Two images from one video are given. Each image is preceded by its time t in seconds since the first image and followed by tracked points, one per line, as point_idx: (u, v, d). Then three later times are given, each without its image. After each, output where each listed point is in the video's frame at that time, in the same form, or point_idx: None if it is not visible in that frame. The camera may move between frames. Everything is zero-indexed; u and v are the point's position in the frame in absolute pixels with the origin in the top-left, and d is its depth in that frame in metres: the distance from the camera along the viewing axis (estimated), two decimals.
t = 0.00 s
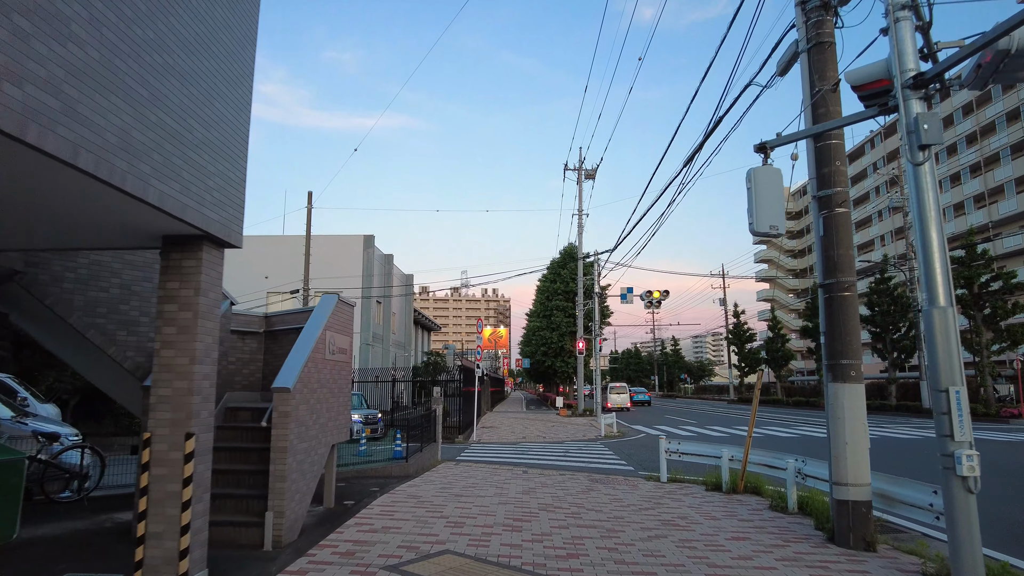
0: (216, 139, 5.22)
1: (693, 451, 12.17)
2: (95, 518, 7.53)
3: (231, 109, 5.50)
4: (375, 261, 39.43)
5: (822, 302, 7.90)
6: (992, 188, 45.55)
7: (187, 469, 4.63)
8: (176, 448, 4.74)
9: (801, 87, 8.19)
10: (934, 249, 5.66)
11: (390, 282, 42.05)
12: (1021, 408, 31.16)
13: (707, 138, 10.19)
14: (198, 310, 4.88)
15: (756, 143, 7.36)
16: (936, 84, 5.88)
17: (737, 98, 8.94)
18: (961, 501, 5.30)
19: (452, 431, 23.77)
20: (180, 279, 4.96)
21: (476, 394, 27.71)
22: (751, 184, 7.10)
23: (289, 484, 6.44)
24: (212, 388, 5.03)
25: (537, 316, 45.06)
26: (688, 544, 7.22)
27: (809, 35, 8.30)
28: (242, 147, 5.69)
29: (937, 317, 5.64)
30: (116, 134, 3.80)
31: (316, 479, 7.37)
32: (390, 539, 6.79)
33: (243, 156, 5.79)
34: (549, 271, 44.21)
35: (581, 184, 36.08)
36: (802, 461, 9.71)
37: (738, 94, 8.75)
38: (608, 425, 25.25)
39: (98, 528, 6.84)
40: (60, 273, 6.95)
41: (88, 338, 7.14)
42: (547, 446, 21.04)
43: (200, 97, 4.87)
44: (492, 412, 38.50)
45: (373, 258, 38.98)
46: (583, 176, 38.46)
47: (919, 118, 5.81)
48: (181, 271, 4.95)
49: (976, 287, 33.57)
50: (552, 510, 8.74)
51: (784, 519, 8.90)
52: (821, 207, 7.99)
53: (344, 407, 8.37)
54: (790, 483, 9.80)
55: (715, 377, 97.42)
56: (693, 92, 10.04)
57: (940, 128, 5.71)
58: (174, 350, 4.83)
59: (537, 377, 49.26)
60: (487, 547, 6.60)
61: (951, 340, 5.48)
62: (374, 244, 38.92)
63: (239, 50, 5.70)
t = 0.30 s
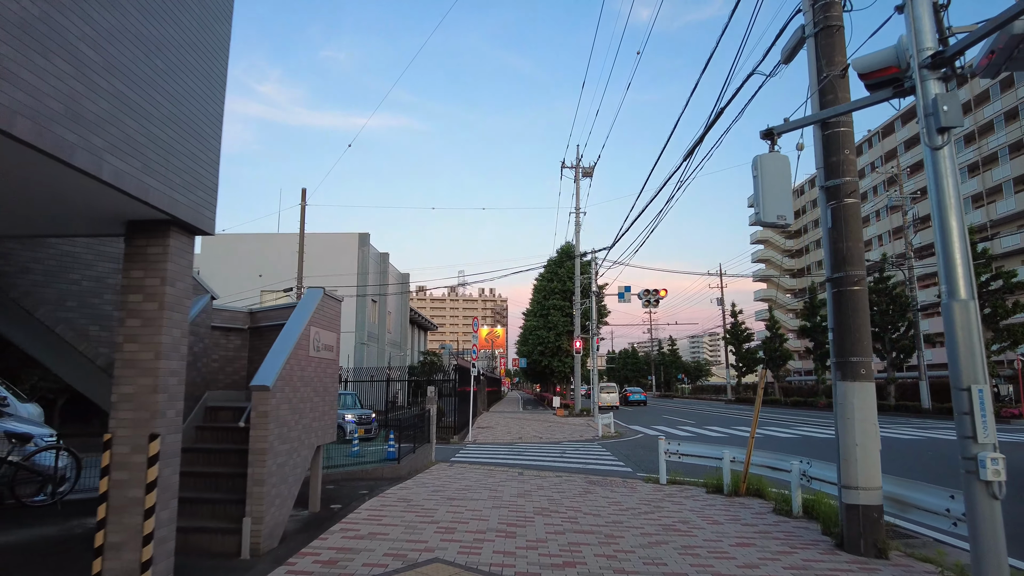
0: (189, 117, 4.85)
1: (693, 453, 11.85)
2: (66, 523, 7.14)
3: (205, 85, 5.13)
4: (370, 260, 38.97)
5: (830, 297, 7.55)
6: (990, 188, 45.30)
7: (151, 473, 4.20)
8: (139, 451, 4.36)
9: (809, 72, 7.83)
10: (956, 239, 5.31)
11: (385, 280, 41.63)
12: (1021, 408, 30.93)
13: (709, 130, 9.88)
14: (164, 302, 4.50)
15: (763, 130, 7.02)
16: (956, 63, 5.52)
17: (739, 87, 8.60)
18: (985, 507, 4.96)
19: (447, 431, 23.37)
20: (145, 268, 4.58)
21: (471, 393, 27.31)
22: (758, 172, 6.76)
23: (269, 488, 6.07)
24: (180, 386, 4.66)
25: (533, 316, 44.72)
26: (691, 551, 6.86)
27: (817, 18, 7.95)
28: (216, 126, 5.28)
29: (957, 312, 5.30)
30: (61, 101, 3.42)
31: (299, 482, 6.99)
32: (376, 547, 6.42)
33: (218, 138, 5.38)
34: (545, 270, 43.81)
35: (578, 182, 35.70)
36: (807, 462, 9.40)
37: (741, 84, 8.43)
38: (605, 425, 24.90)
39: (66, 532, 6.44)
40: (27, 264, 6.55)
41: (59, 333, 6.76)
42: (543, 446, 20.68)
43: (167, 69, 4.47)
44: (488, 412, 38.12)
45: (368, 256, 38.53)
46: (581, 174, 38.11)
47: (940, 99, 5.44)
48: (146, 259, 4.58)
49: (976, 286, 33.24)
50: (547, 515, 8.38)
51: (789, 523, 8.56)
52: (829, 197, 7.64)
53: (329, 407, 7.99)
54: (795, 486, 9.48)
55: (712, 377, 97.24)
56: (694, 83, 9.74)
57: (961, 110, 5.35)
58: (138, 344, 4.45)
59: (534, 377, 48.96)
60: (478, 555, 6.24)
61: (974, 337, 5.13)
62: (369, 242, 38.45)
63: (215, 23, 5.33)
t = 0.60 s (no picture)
0: (156, 98, 4.49)
1: (695, 457, 11.51)
2: (37, 535, 6.78)
3: (174, 65, 4.77)
4: (367, 260, 38.59)
5: (841, 296, 7.19)
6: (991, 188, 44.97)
7: (109, 487, 3.93)
8: (96, 462, 3.99)
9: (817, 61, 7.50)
10: (981, 233, 4.96)
11: (383, 280, 41.26)
12: None
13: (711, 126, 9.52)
14: (125, 300, 4.14)
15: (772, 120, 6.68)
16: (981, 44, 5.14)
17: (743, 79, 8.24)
18: (1015, 521, 4.60)
19: (444, 434, 22.99)
20: (104, 263, 4.21)
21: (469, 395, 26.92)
22: (767, 164, 6.41)
23: (247, 499, 5.71)
24: (144, 392, 4.29)
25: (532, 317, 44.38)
26: (695, 563, 6.51)
27: (827, 4, 7.61)
28: (188, 113, 4.92)
29: (984, 311, 4.94)
30: None
31: (282, 491, 6.63)
32: (362, 560, 6.06)
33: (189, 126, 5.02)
34: (544, 270, 43.45)
35: (578, 182, 35.38)
36: (815, 467, 9.07)
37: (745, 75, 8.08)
38: (605, 427, 24.57)
39: (33, 543, 6.08)
40: None
41: (24, 333, 6.52)
42: (541, 449, 20.34)
43: (127, 46, 4.11)
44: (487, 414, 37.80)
45: (365, 256, 38.14)
46: (580, 173, 37.83)
47: (965, 82, 5.04)
48: (106, 254, 4.21)
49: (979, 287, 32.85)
50: (545, 525, 8.01)
51: (799, 532, 8.19)
52: (842, 191, 7.26)
53: (316, 411, 7.62)
54: (802, 492, 9.16)
55: (711, 378, 97.05)
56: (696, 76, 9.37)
57: (987, 94, 4.96)
58: (96, 345, 4.08)
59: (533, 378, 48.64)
60: (471, 571, 5.87)
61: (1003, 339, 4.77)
62: (366, 241, 38.03)
63: None
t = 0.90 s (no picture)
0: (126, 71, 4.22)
1: (699, 459, 11.19)
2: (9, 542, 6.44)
3: (147, 37, 4.50)
4: (365, 259, 38.21)
5: (856, 289, 6.85)
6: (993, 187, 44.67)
7: (68, 493, 3.58)
8: (53, 467, 3.64)
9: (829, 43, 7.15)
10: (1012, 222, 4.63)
11: (382, 279, 40.94)
12: None
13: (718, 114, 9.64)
14: (87, 288, 3.81)
15: (784, 103, 6.33)
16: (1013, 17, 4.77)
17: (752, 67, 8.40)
18: None
19: (443, 434, 22.66)
20: (68, 248, 3.90)
21: (468, 395, 26.56)
22: (779, 150, 6.07)
23: (228, 504, 5.36)
24: (111, 389, 3.97)
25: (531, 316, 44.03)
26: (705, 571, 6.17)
27: None
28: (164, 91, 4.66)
29: (1017, 303, 4.60)
30: None
31: (268, 494, 6.29)
32: (353, 569, 5.72)
33: (167, 106, 4.77)
34: (544, 269, 43.13)
35: (577, 180, 35.09)
36: (826, 470, 8.75)
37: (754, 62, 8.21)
38: (606, 428, 24.26)
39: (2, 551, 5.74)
40: None
41: None
42: (541, 449, 20.02)
43: (92, 14, 3.86)
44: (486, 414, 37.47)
45: (363, 255, 37.76)
46: (580, 171, 37.53)
47: (996, 59, 4.70)
48: (67, 238, 3.90)
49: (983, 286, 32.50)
50: (546, 530, 7.67)
51: (809, 537, 7.86)
52: (856, 179, 6.91)
53: (305, 411, 7.28)
54: (812, 495, 8.82)
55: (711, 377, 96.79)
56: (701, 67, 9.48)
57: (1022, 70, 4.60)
58: (55, 338, 3.75)
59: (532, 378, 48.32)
60: None
61: None
62: (364, 241, 37.63)
63: None
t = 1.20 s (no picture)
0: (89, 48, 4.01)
1: (704, 463, 10.87)
2: None
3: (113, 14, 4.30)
4: (364, 259, 37.91)
5: (874, 288, 6.53)
6: (994, 188, 44.46)
7: (24, 509, 3.37)
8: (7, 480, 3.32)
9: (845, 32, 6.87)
10: None
11: (380, 279, 40.62)
12: None
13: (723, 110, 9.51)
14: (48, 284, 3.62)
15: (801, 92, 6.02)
16: None
17: (760, 60, 8.23)
18: None
19: (442, 436, 22.35)
20: (27, 240, 3.71)
21: (467, 397, 26.23)
22: (796, 140, 5.76)
23: (211, 515, 5.03)
24: (73, 395, 3.76)
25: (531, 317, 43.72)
26: None
27: None
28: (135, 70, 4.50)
29: None
30: None
31: (256, 503, 5.95)
32: None
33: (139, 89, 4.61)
34: (543, 270, 42.85)
35: (577, 179, 34.83)
36: (838, 476, 8.43)
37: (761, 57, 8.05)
38: (606, 430, 23.96)
39: None
40: None
41: None
42: (541, 452, 19.72)
43: None
44: (486, 416, 37.19)
45: (362, 255, 37.44)
46: (580, 171, 37.24)
47: None
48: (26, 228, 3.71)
49: (988, 286, 32.21)
50: (547, 539, 7.34)
51: (822, 547, 7.53)
52: (874, 173, 6.59)
53: (295, 415, 6.94)
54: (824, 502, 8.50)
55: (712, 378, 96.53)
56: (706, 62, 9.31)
57: None
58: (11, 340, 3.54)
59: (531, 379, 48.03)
60: None
61: None
62: (363, 240, 37.33)
63: None
